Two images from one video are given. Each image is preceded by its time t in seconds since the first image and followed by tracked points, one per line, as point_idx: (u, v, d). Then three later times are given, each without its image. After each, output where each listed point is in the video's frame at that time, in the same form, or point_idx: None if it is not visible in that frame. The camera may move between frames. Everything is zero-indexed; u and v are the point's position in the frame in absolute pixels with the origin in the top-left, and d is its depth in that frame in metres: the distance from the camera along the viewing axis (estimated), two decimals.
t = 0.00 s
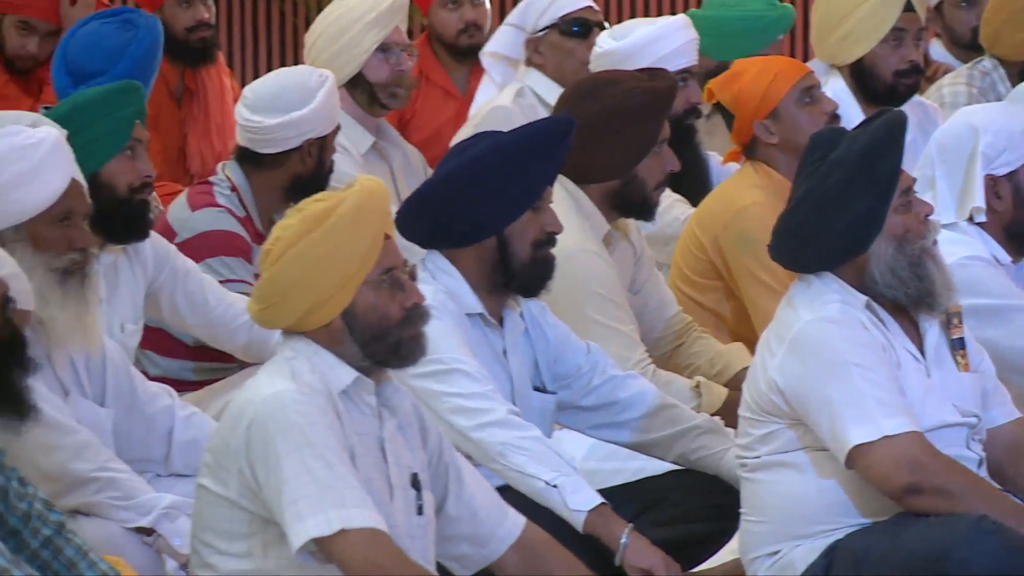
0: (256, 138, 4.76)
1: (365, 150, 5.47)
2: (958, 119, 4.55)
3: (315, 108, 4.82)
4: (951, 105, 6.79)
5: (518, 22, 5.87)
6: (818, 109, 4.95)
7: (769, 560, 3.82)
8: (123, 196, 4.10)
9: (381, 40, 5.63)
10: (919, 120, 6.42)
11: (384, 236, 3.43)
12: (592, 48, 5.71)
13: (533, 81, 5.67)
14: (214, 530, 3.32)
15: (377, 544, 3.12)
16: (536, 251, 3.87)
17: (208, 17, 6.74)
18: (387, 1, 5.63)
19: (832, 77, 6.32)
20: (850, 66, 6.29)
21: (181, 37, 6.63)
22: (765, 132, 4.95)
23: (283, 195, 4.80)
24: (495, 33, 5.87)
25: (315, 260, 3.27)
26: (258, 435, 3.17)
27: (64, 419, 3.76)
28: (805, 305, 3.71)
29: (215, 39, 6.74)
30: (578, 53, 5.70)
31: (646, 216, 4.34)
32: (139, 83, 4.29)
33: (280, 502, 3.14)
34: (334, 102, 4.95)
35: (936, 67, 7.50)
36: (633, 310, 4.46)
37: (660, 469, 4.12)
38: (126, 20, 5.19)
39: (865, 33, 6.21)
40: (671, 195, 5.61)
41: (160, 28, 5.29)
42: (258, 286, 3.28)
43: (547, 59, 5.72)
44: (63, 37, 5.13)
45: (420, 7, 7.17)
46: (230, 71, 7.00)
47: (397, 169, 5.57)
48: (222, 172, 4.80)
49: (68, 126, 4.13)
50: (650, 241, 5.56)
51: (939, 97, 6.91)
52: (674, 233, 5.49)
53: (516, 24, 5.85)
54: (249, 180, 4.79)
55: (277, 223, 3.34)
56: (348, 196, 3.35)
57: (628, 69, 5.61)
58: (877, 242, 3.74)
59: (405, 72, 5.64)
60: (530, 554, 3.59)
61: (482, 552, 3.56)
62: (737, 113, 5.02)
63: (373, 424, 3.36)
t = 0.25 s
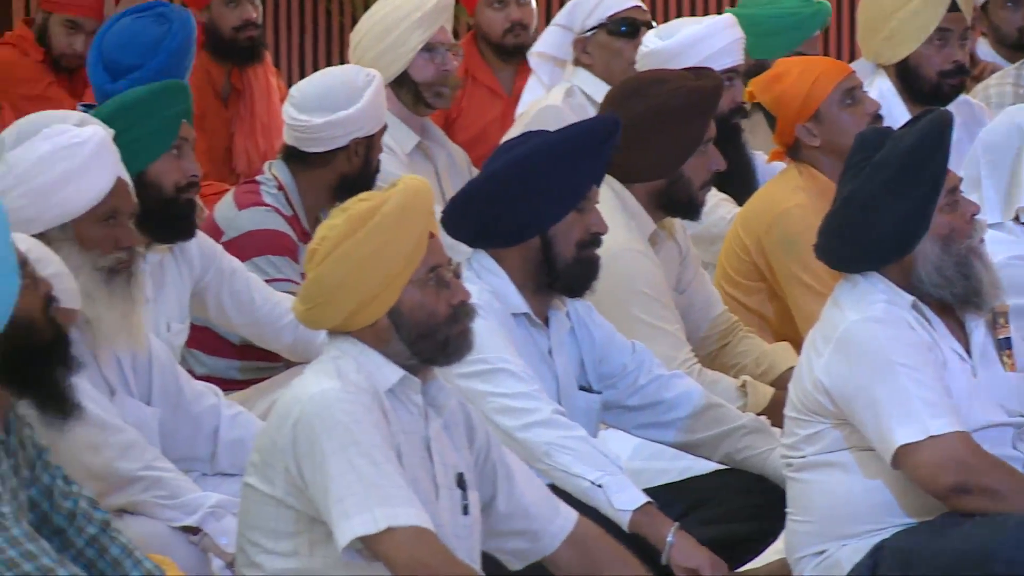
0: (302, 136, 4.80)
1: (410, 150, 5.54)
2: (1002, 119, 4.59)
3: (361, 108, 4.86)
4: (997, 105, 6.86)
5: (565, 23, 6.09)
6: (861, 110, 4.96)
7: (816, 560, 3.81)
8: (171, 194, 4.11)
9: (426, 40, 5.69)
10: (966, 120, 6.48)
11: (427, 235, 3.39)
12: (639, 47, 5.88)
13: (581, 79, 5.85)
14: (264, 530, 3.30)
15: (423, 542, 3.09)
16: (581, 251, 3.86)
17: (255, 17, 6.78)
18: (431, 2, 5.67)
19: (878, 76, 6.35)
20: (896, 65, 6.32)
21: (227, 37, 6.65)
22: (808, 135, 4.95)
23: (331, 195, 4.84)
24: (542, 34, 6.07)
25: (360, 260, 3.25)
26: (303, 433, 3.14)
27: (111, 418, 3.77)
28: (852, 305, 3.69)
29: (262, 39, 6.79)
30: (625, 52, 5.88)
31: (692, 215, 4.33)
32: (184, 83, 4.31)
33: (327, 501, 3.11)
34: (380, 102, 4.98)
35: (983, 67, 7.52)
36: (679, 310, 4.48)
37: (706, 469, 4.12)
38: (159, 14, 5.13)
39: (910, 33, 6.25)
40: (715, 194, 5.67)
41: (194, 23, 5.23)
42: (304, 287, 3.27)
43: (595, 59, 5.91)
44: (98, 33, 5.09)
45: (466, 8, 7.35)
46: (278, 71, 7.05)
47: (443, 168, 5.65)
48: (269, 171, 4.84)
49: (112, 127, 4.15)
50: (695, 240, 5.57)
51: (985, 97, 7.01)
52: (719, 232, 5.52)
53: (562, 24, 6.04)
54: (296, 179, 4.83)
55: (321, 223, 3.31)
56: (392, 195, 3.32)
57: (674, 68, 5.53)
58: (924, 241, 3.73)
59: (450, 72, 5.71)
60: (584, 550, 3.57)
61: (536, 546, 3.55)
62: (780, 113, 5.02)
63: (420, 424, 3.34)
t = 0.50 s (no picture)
0: (349, 135, 4.86)
1: (458, 149, 5.56)
2: None
3: (407, 107, 4.90)
4: None
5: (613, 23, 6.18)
6: (907, 110, 4.94)
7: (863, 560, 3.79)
8: (219, 195, 4.12)
9: (476, 39, 5.71)
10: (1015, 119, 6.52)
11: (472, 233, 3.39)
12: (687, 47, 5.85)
13: (627, 78, 5.81)
14: (312, 529, 3.30)
15: (471, 541, 3.06)
16: (629, 254, 3.88)
17: (300, 16, 6.76)
18: (480, 2, 5.68)
19: (926, 76, 6.38)
20: (941, 64, 6.34)
21: (272, 37, 6.67)
22: (855, 136, 4.96)
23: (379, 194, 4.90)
24: (590, 35, 6.21)
25: (406, 258, 3.25)
26: (352, 430, 3.13)
27: (158, 418, 3.79)
28: (899, 305, 3.67)
29: (307, 38, 6.78)
30: (674, 53, 5.85)
31: (740, 213, 4.32)
32: (230, 83, 4.32)
33: (376, 501, 3.08)
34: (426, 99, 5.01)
35: None
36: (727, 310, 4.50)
37: (754, 469, 4.14)
38: (202, 9, 5.09)
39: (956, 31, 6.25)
40: (762, 194, 5.75)
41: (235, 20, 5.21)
42: (350, 286, 3.26)
43: (642, 60, 5.86)
44: (140, 27, 5.03)
45: (513, 7, 7.37)
46: (325, 71, 7.04)
47: (490, 168, 5.69)
48: (316, 171, 4.94)
49: (161, 125, 4.15)
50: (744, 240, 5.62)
51: None
52: (765, 232, 5.62)
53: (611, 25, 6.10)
54: (343, 177, 4.92)
55: (366, 222, 3.31)
56: (436, 193, 3.33)
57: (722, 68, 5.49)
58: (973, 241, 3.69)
59: (498, 72, 5.72)
60: (627, 551, 3.55)
61: (578, 548, 3.54)
62: (827, 114, 5.02)
63: (467, 422, 3.33)
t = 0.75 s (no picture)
0: (396, 135, 4.88)
1: (508, 148, 5.60)
2: None
3: (454, 105, 4.90)
4: None
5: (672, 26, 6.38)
6: (959, 108, 5.05)
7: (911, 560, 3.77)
8: (267, 194, 4.13)
9: (527, 39, 5.71)
10: None
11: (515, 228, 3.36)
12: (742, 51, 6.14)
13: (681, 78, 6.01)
14: (359, 528, 3.30)
15: (514, 539, 3.06)
16: (677, 257, 3.94)
17: (347, 16, 6.77)
18: (532, 2, 5.70)
19: (974, 75, 6.44)
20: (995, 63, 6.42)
21: (320, 36, 6.65)
22: (906, 134, 5.07)
23: (425, 194, 4.93)
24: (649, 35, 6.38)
25: (447, 256, 3.23)
26: (397, 430, 3.12)
27: (205, 418, 3.81)
28: (948, 305, 3.65)
29: (355, 38, 6.77)
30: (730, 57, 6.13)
31: (789, 212, 4.34)
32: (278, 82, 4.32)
33: (421, 500, 3.09)
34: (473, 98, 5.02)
35: None
36: (776, 309, 4.61)
37: (801, 468, 4.23)
38: (257, 7, 5.11)
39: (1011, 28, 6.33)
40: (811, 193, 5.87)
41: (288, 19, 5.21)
42: (393, 285, 3.27)
43: (700, 64, 6.15)
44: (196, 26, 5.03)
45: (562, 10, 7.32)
46: (372, 71, 7.05)
47: (540, 167, 5.70)
48: (364, 170, 5.00)
49: (210, 124, 4.16)
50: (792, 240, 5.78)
51: None
52: (812, 231, 5.78)
53: (668, 27, 6.33)
54: (390, 177, 4.96)
55: (409, 221, 3.31)
56: (478, 189, 3.30)
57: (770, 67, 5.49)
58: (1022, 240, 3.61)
59: (550, 72, 5.71)
60: (672, 553, 3.51)
61: (621, 547, 3.50)
62: (878, 112, 5.15)
63: (512, 420, 3.32)
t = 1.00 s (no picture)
0: (435, 135, 4.94)
1: (556, 148, 5.62)
2: None
3: (492, 102, 4.93)
4: None
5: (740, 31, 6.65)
6: (1008, 107, 5.14)
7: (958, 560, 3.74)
8: (313, 193, 4.15)
9: (576, 38, 5.73)
10: None
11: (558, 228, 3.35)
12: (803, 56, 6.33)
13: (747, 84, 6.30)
14: (404, 528, 3.30)
15: (560, 539, 3.04)
16: (723, 258, 3.94)
17: (395, 14, 6.75)
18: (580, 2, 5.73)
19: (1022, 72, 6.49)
20: None
21: (367, 35, 6.66)
22: (957, 131, 5.15)
23: (469, 193, 4.96)
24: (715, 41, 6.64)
25: (490, 255, 3.22)
26: (440, 431, 3.12)
27: (251, 417, 3.84)
28: (995, 303, 3.62)
29: (403, 37, 6.76)
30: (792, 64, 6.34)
31: (835, 212, 4.36)
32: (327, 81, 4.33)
33: (465, 499, 3.08)
34: (514, 92, 5.04)
35: None
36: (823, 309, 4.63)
37: (847, 468, 4.21)
38: (318, 10, 5.09)
39: None
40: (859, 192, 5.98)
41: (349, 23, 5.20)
42: (437, 285, 3.26)
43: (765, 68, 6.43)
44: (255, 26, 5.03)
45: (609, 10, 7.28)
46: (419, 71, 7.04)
47: (587, 167, 5.70)
48: (409, 169, 5.02)
49: (256, 125, 4.15)
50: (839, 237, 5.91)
51: None
52: (860, 229, 5.86)
53: (736, 32, 6.60)
54: (436, 176, 5.00)
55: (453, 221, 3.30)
56: (522, 188, 3.28)
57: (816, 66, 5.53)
58: None
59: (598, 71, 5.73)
60: (715, 551, 3.50)
61: (666, 547, 3.49)
62: (929, 112, 5.21)
63: (557, 419, 3.31)
